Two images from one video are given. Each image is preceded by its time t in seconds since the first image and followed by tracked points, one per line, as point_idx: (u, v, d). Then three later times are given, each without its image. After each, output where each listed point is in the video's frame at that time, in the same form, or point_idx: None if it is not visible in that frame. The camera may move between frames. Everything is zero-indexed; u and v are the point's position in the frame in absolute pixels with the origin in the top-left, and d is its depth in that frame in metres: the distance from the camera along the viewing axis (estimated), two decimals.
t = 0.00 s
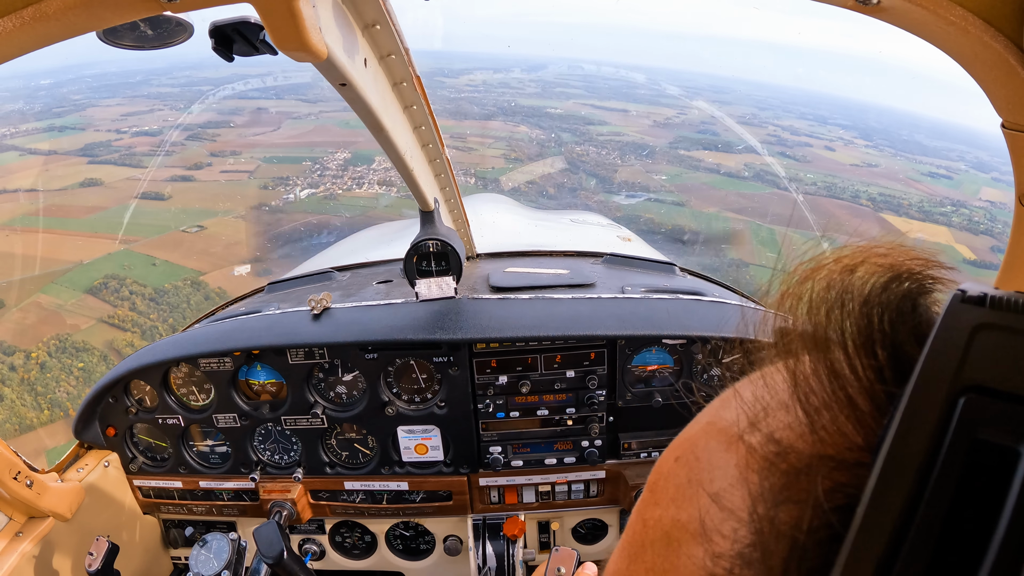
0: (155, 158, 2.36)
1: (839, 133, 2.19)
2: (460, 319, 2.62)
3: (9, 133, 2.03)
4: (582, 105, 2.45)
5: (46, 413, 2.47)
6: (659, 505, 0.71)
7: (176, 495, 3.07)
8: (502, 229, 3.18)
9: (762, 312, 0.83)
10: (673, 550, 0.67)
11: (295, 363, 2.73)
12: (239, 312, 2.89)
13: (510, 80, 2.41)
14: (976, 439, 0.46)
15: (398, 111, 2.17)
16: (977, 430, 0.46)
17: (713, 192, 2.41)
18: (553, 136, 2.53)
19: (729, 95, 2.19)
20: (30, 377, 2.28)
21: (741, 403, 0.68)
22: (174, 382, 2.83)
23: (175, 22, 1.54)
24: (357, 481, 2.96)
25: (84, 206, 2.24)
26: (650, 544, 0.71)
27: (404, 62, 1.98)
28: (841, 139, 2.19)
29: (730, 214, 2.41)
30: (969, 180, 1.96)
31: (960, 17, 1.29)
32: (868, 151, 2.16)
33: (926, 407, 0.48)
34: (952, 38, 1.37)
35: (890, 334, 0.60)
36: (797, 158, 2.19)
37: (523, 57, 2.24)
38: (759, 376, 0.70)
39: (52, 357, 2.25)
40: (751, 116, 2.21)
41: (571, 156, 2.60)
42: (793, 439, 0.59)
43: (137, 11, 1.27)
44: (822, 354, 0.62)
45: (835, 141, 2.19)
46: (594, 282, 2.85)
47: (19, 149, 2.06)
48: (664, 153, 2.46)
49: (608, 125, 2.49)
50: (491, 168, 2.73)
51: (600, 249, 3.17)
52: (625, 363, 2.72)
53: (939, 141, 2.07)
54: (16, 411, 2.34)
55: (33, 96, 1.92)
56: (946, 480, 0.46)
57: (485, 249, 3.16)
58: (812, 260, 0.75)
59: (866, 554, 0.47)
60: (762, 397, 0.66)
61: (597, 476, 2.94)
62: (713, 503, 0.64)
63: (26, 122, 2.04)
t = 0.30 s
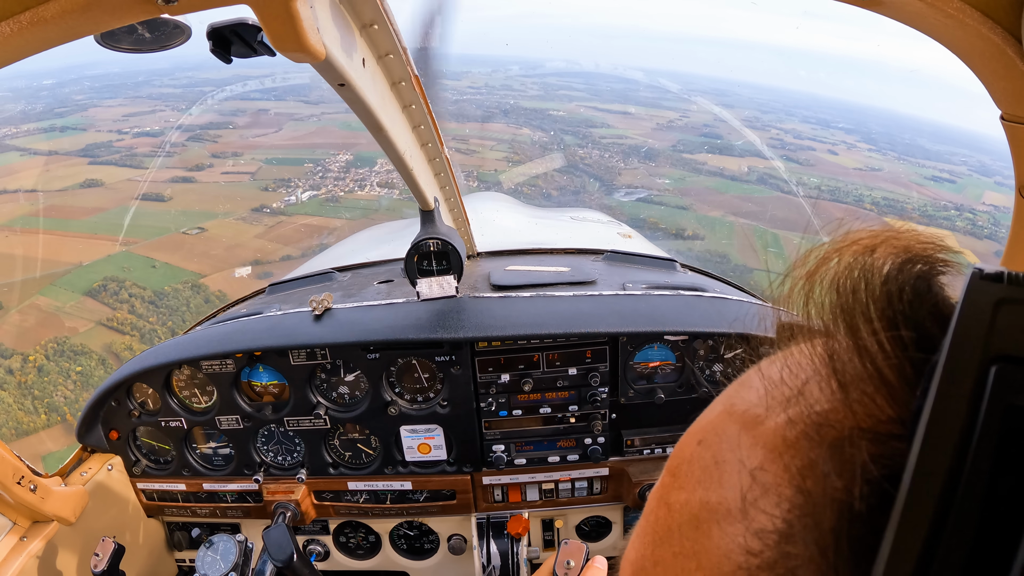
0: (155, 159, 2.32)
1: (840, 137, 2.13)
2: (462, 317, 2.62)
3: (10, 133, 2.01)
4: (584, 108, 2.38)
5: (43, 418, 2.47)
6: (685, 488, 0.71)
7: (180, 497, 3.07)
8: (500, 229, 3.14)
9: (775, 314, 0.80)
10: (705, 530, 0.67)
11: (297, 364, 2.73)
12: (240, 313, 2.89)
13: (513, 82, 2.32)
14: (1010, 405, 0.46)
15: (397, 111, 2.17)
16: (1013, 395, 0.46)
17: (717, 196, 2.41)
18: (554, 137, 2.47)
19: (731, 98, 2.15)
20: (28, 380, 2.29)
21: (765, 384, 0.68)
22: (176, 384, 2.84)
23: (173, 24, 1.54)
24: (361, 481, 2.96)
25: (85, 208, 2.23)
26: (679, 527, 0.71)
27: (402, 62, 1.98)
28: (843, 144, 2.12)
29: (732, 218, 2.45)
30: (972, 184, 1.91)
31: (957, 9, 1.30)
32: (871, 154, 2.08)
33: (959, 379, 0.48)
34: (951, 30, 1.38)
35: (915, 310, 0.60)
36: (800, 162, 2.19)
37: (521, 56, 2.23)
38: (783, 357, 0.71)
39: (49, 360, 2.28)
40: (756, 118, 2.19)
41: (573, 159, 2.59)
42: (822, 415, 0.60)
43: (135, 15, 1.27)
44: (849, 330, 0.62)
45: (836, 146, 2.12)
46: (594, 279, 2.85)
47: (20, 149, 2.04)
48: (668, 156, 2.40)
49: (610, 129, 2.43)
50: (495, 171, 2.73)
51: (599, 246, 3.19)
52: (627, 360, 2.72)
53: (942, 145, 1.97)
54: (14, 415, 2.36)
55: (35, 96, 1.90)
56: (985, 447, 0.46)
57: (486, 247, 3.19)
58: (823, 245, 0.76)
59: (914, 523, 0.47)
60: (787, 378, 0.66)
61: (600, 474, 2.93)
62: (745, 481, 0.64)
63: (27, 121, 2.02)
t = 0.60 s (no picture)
0: (155, 159, 2.33)
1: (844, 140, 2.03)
2: (459, 314, 2.62)
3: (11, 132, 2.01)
4: (589, 109, 2.47)
5: (41, 422, 2.47)
6: (685, 473, 0.71)
7: (179, 497, 3.07)
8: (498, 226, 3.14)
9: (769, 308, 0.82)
10: (704, 513, 0.67)
11: (295, 363, 2.73)
12: (238, 313, 2.89)
13: (517, 85, 2.40)
14: (994, 381, 0.46)
15: (391, 108, 2.16)
16: (997, 370, 0.46)
17: (721, 199, 2.38)
18: (559, 141, 2.58)
19: (735, 101, 2.15)
20: (25, 384, 2.29)
21: (761, 371, 0.69)
22: (175, 384, 2.84)
23: (167, 24, 1.53)
24: (361, 478, 2.96)
25: (83, 209, 2.23)
26: (680, 512, 0.72)
27: (397, 60, 1.98)
28: (847, 147, 2.02)
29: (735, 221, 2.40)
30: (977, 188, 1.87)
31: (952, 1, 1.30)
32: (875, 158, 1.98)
33: (944, 356, 0.48)
34: (944, 22, 1.38)
35: (907, 293, 0.60)
36: (802, 165, 2.16)
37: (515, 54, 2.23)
38: (778, 345, 0.71)
39: (47, 364, 2.30)
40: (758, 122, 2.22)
41: (575, 160, 2.64)
42: (815, 398, 0.60)
43: (128, 15, 1.26)
44: (842, 314, 0.63)
45: (841, 150, 2.02)
46: (591, 274, 2.85)
47: (22, 150, 2.02)
48: (671, 159, 2.47)
49: (613, 131, 2.48)
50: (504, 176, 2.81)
51: (595, 241, 3.19)
52: (625, 355, 2.73)
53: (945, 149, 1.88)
54: (13, 420, 2.35)
55: (37, 96, 1.88)
56: (973, 420, 0.46)
57: (482, 244, 3.19)
58: (816, 235, 0.77)
59: (904, 499, 0.47)
60: (780, 364, 0.67)
61: (599, 468, 2.94)
62: (740, 463, 0.64)
63: (29, 121, 2.02)
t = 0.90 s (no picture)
0: (158, 161, 2.34)
1: (848, 143, 2.03)
2: (451, 311, 2.62)
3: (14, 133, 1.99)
4: (591, 112, 2.45)
5: (38, 427, 2.48)
6: (653, 493, 0.72)
7: (171, 494, 3.06)
8: (490, 222, 3.15)
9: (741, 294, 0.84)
10: (674, 536, 0.68)
11: (287, 360, 2.73)
12: (230, 309, 2.88)
13: (520, 87, 2.41)
14: (967, 403, 0.46)
15: (384, 104, 2.17)
16: (966, 392, 0.47)
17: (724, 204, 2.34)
18: (562, 143, 2.54)
19: (737, 103, 2.11)
20: (24, 388, 2.28)
21: (727, 387, 0.68)
22: (166, 380, 2.83)
23: (160, 20, 1.53)
24: (353, 475, 2.97)
25: (87, 210, 2.22)
26: (649, 535, 0.72)
27: (390, 56, 1.98)
28: (851, 151, 2.02)
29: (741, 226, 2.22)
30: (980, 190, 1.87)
31: (944, 2, 1.32)
32: (879, 162, 2.00)
33: (915, 379, 0.48)
34: (938, 23, 1.39)
35: (871, 310, 0.61)
36: (806, 168, 2.09)
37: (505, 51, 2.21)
38: (743, 358, 0.71)
39: (45, 366, 2.26)
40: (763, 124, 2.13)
41: (578, 163, 2.59)
42: (784, 417, 0.60)
43: (121, 10, 1.26)
44: (807, 330, 0.63)
45: (845, 152, 2.02)
46: (583, 272, 2.86)
47: (22, 150, 2.01)
48: (675, 162, 2.37)
49: (616, 134, 2.46)
50: (504, 174, 2.75)
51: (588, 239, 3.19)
52: (617, 353, 2.73)
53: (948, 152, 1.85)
54: (9, 424, 2.36)
55: (41, 96, 1.91)
56: (944, 442, 0.46)
57: (475, 241, 3.17)
58: (784, 245, 0.78)
59: (875, 525, 0.47)
60: (747, 379, 0.67)
61: (591, 466, 2.95)
62: (708, 485, 0.64)
63: (33, 121, 2.00)
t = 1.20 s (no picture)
0: (160, 161, 2.31)
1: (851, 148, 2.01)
2: (440, 313, 2.62)
3: (19, 134, 1.97)
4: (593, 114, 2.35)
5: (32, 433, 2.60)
6: (596, 518, 0.74)
7: (156, 492, 3.05)
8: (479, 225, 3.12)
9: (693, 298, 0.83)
10: (613, 562, 0.71)
11: (275, 359, 2.72)
12: (218, 307, 2.87)
13: (522, 89, 2.35)
14: (895, 439, 0.48)
15: (377, 104, 2.18)
16: (896, 427, 0.48)
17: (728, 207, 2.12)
18: (564, 144, 2.46)
19: (740, 107, 2.04)
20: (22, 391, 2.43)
21: (663, 411, 0.69)
22: (153, 378, 2.81)
23: (153, 16, 1.53)
24: (339, 476, 2.96)
25: (86, 211, 2.20)
26: (592, 556, 0.75)
27: (382, 57, 1.99)
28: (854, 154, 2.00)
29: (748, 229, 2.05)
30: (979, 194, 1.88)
31: (938, 12, 1.32)
32: (881, 165, 1.98)
33: (844, 414, 0.50)
34: (930, 33, 1.40)
35: (806, 334, 0.61)
36: (811, 172, 2.06)
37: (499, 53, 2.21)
38: (682, 377, 0.71)
39: (43, 368, 2.41)
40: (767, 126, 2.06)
41: (582, 165, 2.49)
42: (721, 442, 0.61)
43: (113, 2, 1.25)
44: (740, 357, 0.63)
45: (848, 156, 2.00)
46: (572, 275, 2.87)
47: (23, 150, 1.99)
48: (679, 166, 2.28)
49: (620, 136, 2.33)
50: (506, 177, 2.74)
51: (577, 243, 3.19)
52: (605, 357, 2.73)
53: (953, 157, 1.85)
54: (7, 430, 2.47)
55: (42, 96, 1.92)
56: (870, 474, 0.48)
57: (464, 243, 3.20)
58: (737, 257, 0.78)
59: (798, 557, 0.48)
60: (686, 401, 0.67)
61: (577, 469, 2.95)
62: (642, 516, 0.66)
63: (35, 121, 1.98)
